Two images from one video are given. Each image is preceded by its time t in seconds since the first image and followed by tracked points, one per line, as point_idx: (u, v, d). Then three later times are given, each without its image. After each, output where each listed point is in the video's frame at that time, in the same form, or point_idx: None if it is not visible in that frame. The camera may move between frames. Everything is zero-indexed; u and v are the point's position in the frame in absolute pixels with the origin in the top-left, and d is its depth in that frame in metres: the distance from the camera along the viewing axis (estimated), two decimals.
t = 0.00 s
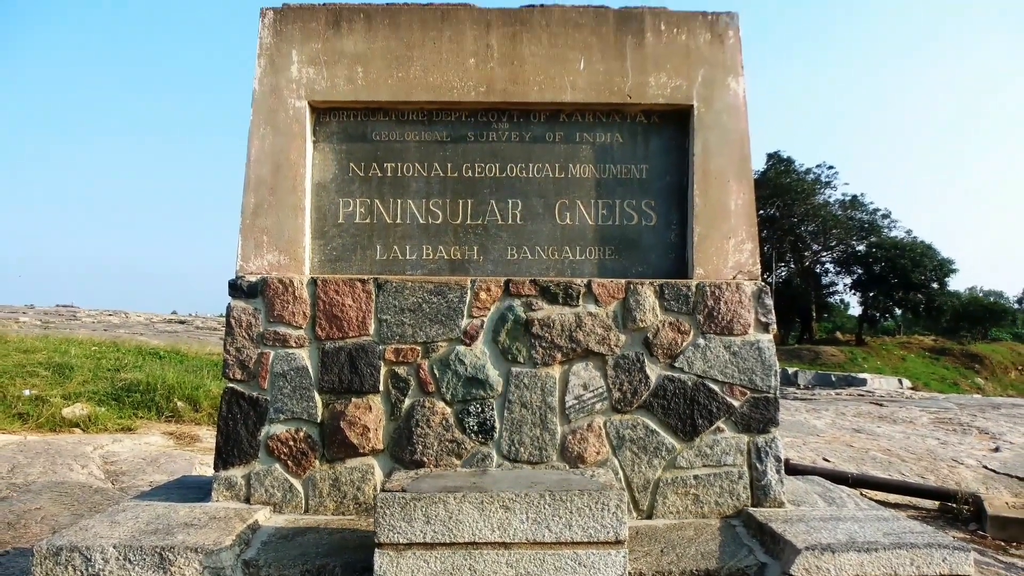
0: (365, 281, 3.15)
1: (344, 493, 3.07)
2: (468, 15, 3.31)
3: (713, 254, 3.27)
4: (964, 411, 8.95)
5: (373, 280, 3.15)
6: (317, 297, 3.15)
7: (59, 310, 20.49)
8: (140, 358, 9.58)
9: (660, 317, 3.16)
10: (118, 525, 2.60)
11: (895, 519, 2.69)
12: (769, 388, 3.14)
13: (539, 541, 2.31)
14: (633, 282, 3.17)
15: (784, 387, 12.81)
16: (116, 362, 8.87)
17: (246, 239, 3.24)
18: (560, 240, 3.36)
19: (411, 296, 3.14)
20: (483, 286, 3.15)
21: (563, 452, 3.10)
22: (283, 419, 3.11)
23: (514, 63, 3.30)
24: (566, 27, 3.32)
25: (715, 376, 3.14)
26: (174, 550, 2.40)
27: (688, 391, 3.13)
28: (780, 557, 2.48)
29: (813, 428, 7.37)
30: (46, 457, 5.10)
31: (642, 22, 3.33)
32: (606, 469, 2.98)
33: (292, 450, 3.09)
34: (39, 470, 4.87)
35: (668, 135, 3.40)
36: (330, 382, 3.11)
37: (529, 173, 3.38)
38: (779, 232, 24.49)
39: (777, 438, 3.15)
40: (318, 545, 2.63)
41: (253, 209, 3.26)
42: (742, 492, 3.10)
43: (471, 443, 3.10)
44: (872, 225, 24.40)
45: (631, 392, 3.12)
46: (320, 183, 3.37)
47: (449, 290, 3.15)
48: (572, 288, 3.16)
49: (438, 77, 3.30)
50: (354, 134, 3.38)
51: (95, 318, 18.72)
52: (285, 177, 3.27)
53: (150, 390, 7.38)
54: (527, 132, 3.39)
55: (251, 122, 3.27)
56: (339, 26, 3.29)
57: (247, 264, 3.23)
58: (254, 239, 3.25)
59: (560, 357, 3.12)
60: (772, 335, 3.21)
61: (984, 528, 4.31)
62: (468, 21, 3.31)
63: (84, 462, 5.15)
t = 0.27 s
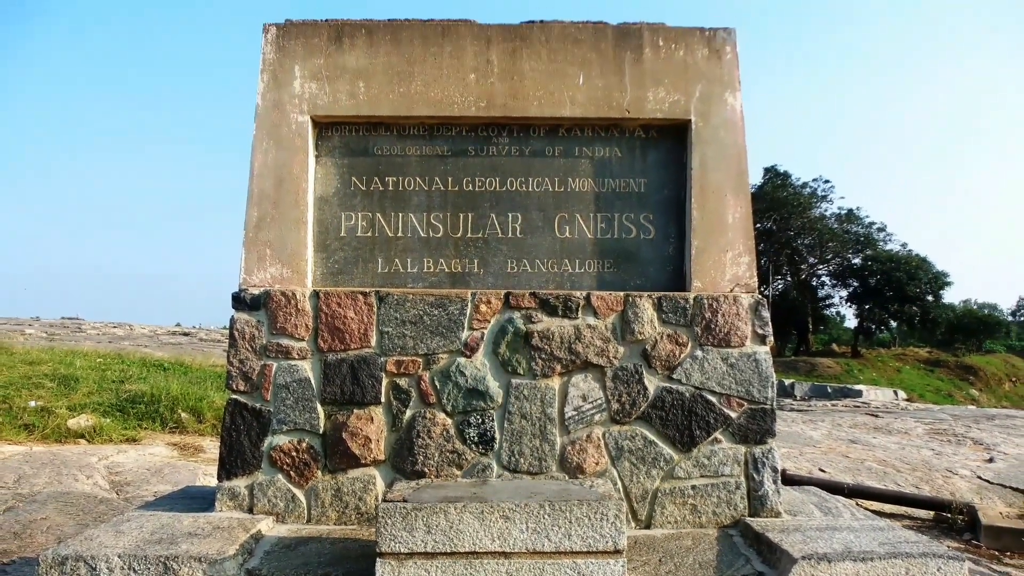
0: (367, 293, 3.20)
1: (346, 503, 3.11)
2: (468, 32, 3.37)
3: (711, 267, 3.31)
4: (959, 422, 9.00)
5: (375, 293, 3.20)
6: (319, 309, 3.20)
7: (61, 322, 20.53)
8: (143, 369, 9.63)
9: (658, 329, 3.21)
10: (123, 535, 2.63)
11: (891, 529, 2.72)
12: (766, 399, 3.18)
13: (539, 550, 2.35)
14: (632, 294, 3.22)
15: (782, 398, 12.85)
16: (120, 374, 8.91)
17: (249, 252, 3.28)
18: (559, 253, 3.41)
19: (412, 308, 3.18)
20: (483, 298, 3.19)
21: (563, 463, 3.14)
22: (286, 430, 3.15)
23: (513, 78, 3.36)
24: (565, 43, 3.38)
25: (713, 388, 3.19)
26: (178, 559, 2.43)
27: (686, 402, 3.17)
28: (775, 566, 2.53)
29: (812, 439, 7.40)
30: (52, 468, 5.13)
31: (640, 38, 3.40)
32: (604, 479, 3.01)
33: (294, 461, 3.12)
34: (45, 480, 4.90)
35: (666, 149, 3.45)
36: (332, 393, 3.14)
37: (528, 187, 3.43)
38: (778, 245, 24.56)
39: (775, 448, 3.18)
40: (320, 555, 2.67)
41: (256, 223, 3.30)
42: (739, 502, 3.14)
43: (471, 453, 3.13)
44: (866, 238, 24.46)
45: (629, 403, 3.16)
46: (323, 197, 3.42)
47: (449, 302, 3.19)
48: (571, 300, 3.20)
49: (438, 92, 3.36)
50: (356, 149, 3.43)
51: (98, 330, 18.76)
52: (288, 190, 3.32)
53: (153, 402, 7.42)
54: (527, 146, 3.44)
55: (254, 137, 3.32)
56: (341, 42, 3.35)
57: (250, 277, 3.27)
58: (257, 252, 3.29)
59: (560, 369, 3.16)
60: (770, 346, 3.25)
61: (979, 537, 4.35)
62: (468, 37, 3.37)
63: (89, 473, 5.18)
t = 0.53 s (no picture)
0: (369, 305, 3.24)
1: (348, 513, 3.14)
2: (468, 48, 3.43)
3: (708, 279, 3.35)
4: (954, 433, 9.04)
5: (377, 305, 3.24)
6: (321, 321, 3.24)
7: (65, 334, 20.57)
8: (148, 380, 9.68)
9: (656, 341, 3.25)
10: (128, 544, 2.67)
11: (886, 539, 2.76)
12: (763, 410, 3.22)
13: (538, 559, 2.38)
14: (631, 307, 3.26)
15: (781, 409, 12.90)
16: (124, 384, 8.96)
17: (252, 265, 3.33)
18: (559, 265, 3.46)
19: (414, 320, 3.23)
20: (484, 310, 3.23)
21: (562, 473, 3.17)
22: (289, 440, 3.18)
23: (513, 93, 3.41)
24: (564, 59, 3.43)
25: (711, 399, 3.23)
26: (182, 568, 2.46)
27: (683, 413, 3.21)
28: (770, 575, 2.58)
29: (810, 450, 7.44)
30: (57, 477, 5.16)
31: (638, 53, 3.46)
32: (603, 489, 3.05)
33: (297, 471, 3.16)
34: (51, 490, 4.93)
35: (664, 163, 3.51)
36: (334, 404, 3.18)
37: (528, 201, 3.48)
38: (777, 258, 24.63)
39: (772, 459, 3.22)
40: (322, 564, 2.72)
41: (259, 236, 3.35)
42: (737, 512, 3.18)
43: (472, 464, 3.17)
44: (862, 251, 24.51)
45: (628, 414, 3.20)
46: (325, 211, 3.47)
47: (450, 314, 3.23)
48: (570, 312, 3.24)
49: (440, 107, 3.42)
50: (358, 162, 3.48)
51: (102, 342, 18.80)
52: (291, 204, 3.37)
53: (158, 413, 7.46)
54: (527, 160, 3.49)
55: (257, 151, 3.37)
56: (344, 57, 3.41)
57: (254, 289, 3.32)
58: (260, 265, 3.34)
59: (559, 380, 3.20)
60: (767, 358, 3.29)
61: (973, 547, 4.39)
62: (469, 53, 3.43)
63: (94, 483, 5.21)
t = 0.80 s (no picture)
0: (370, 309, 3.24)
1: (349, 516, 3.15)
2: (469, 52, 3.44)
3: (708, 283, 3.36)
4: (954, 436, 9.04)
5: (377, 309, 3.25)
6: (322, 325, 3.25)
7: (67, 338, 20.58)
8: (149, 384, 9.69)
9: (656, 345, 3.26)
10: (128, 548, 2.67)
11: (887, 542, 2.76)
12: (762, 414, 3.23)
13: (539, 563, 2.38)
14: (631, 310, 3.27)
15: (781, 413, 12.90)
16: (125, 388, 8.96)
17: (253, 269, 3.33)
18: (559, 269, 3.46)
19: (415, 324, 3.23)
20: (484, 314, 3.24)
21: (563, 476, 3.18)
22: (290, 444, 3.19)
23: (514, 97, 3.42)
24: (564, 64, 3.44)
25: (711, 403, 3.23)
26: (183, 571, 2.47)
27: (684, 417, 3.22)
28: None
29: (811, 453, 7.44)
30: (58, 481, 5.16)
31: (639, 57, 3.46)
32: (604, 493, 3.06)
33: (298, 475, 3.17)
34: (52, 494, 4.93)
35: (664, 167, 3.51)
36: (335, 408, 3.19)
37: (528, 204, 3.48)
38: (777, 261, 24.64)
39: (773, 463, 3.23)
40: (323, 568, 2.73)
41: (260, 239, 3.36)
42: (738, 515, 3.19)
43: (472, 467, 3.17)
44: (864, 254, 24.53)
45: (628, 418, 3.21)
46: (326, 215, 3.47)
47: (450, 318, 3.24)
48: (571, 316, 3.25)
49: (440, 110, 3.43)
50: (359, 166, 3.48)
51: (103, 345, 18.79)
52: (292, 208, 3.38)
53: (159, 416, 7.47)
54: (527, 164, 3.50)
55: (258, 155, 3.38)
56: (344, 61, 3.42)
57: (255, 293, 3.32)
58: (261, 269, 3.34)
59: (560, 384, 3.20)
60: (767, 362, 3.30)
61: (973, 550, 4.39)
62: (469, 57, 3.44)
63: (96, 486, 5.22)
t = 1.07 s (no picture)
0: (369, 309, 3.24)
1: (349, 516, 3.15)
2: (469, 52, 3.44)
3: (709, 283, 3.36)
4: (953, 436, 9.03)
5: (377, 309, 3.25)
6: (322, 325, 3.24)
7: (67, 338, 20.58)
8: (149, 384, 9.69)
9: (656, 345, 3.26)
10: (128, 548, 2.67)
11: (887, 542, 2.76)
12: (762, 414, 3.23)
13: (539, 563, 2.38)
14: (631, 310, 3.27)
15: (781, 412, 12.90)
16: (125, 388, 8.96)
17: (253, 269, 3.33)
18: (559, 269, 3.46)
19: (415, 324, 3.23)
20: (484, 314, 3.23)
21: (563, 476, 3.18)
22: (290, 444, 3.19)
23: (514, 97, 3.42)
24: (564, 64, 3.44)
25: (711, 403, 3.23)
26: (183, 571, 2.47)
27: (684, 417, 3.22)
28: None
29: (811, 453, 7.44)
30: (58, 481, 5.16)
31: (639, 57, 3.46)
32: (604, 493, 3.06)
33: (298, 475, 3.17)
34: (52, 494, 4.93)
35: (664, 167, 3.51)
36: (334, 408, 3.19)
37: (528, 204, 3.48)
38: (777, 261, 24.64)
39: (773, 463, 3.23)
40: (323, 568, 2.73)
41: (260, 240, 3.36)
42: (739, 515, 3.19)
43: (472, 467, 3.17)
44: (864, 254, 24.54)
45: (628, 418, 3.21)
46: (326, 215, 3.47)
47: (450, 318, 3.24)
48: (571, 316, 3.25)
49: (440, 111, 3.43)
50: (358, 166, 3.48)
51: (103, 345, 18.79)
52: (292, 208, 3.38)
53: (159, 416, 7.47)
54: (527, 164, 3.50)
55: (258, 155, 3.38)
56: (344, 61, 3.42)
57: (255, 293, 3.32)
58: (261, 269, 3.34)
59: (560, 384, 3.20)
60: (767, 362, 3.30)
61: (973, 550, 4.39)
62: (469, 57, 3.44)
63: (96, 486, 5.22)
